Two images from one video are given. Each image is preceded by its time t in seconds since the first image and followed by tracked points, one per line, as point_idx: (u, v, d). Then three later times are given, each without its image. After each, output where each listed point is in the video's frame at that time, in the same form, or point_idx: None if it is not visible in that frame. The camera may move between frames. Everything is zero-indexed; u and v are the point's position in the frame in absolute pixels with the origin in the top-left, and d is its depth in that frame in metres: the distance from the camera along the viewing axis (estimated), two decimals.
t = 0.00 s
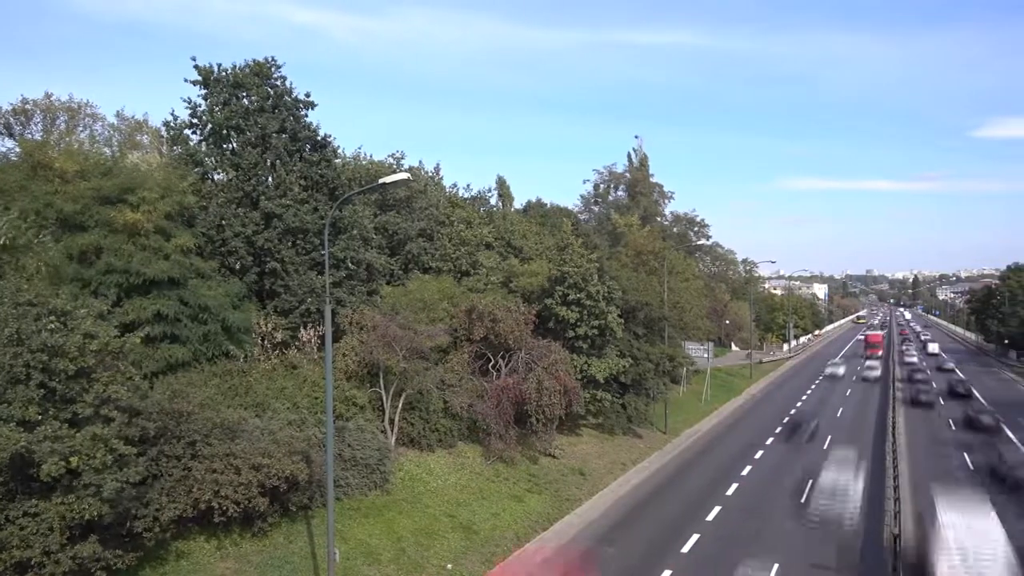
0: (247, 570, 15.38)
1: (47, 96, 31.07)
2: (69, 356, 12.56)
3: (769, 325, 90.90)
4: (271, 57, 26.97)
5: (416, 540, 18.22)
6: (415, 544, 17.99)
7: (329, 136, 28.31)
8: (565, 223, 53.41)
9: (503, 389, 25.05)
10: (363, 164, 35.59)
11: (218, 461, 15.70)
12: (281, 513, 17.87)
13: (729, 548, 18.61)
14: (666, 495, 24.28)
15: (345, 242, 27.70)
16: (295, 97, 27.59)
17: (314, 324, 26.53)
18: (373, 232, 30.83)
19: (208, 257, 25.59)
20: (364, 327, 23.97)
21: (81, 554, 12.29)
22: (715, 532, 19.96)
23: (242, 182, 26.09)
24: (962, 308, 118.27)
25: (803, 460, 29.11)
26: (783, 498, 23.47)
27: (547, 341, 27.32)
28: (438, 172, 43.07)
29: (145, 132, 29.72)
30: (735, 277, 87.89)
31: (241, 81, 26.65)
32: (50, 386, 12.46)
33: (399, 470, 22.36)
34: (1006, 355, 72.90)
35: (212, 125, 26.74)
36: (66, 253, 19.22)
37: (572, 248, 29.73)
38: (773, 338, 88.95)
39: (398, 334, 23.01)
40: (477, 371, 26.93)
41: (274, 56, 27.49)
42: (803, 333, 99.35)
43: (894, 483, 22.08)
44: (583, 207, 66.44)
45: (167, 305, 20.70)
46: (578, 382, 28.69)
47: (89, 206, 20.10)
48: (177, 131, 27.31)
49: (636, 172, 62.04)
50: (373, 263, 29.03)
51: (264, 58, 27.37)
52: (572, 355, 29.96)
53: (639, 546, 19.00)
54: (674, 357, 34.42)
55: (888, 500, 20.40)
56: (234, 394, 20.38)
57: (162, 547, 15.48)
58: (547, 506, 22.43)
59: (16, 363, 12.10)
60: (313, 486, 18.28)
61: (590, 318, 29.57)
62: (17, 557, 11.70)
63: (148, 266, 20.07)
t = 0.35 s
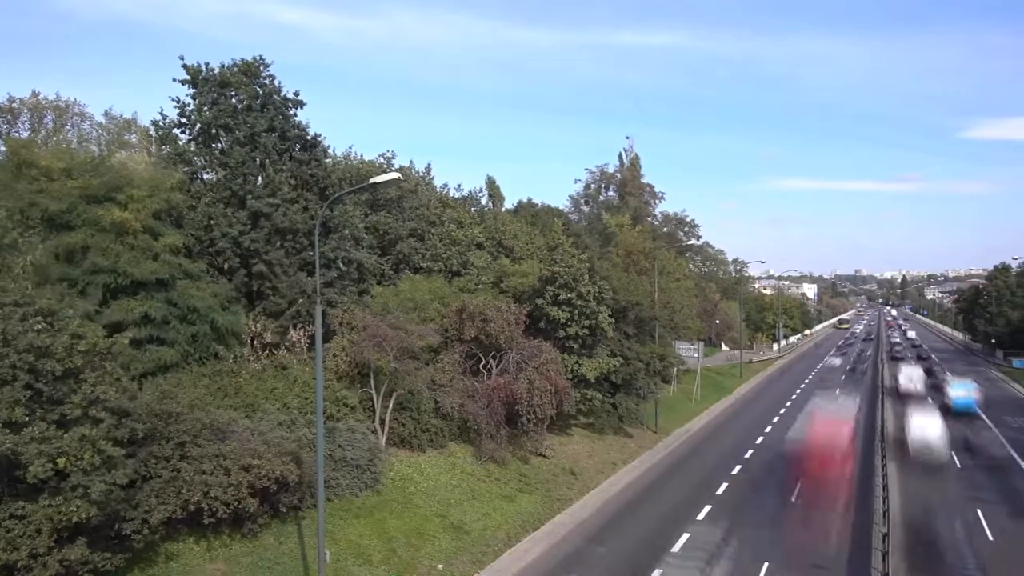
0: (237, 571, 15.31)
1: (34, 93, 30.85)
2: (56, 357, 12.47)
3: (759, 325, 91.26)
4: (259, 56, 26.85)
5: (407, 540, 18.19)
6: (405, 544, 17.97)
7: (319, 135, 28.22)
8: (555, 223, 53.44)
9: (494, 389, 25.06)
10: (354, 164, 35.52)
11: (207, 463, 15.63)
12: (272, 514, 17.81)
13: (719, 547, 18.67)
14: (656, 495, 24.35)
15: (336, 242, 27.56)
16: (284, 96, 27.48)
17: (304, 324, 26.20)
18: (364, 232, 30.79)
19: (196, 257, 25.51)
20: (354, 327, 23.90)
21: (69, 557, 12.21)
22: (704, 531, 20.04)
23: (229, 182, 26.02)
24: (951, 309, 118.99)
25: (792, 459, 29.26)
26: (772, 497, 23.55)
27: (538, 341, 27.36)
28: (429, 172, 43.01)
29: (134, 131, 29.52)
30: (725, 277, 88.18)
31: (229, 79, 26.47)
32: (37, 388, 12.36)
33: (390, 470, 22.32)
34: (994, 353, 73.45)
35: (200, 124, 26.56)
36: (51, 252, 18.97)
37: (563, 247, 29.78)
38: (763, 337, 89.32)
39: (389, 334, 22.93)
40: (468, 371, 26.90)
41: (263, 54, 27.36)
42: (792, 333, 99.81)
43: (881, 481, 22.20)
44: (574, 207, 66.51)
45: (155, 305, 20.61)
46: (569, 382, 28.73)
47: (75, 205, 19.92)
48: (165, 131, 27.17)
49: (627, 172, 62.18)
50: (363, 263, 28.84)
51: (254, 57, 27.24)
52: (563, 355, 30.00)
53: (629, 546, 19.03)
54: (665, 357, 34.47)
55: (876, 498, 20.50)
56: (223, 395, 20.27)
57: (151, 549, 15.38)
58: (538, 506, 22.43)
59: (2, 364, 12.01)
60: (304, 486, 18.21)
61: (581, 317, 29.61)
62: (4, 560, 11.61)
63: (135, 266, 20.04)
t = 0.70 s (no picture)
0: (226, 573, 15.25)
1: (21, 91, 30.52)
2: (44, 357, 12.36)
3: (748, 325, 91.60)
4: (248, 55, 26.70)
5: (397, 540, 18.17)
6: (396, 544, 17.95)
7: (308, 135, 28.16)
8: (546, 223, 53.48)
9: (485, 389, 25.04)
10: (343, 163, 35.41)
11: (196, 464, 15.55)
12: (261, 515, 17.74)
13: (710, 547, 18.70)
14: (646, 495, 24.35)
15: (325, 243, 27.55)
16: (273, 95, 27.34)
17: (295, 324, 26.32)
18: (354, 232, 30.70)
19: (185, 257, 25.39)
20: (345, 327, 23.80)
21: (57, 560, 12.13)
22: (695, 531, 20.04)
23: (219, 182, 25.93)
24: (938, 309, 119.92)
25: (781, 459, 29.33)
26: (762, 496, 23.60)
27: (528, 341, 27.37)
28: (420, 172, 42.93)
29: (122, 129, 29.31)
30: (715, 277, 88.45)
31: (218, 78, 26.33)
32: (24, 389, 12.24)
33: (381, 471, 22.28)
34: (981, 352, 74.04)
35: (189, 124, 26.38)
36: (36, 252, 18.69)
37: (554, 247, 29.80)
38: (752, 337, 89.68)
39: (379, 334, 22.83)
40: (458, 371, 26.87)
41: (251, 53, 27.21)
42: (782, 333, 100.26)
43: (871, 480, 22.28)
44: (565, 208, 66.55)
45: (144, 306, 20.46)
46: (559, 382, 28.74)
47: (62, 205, 19.59)
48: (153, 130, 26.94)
49: (618, 173, 62.29)
50: (354, 263, 28.78)
51: (242, 56, 27.09)
52: (553, 355, 30.02)
53: (621, 546, 19.04)
54: (655, 357, 34.53)
55: (865, 497, 20.57)
56: (212, 395, 20.18)
57: (139, 551, 15.28)
58: (528, 506, 22.44)
59: None
60: (294, 487, 18.15)
61: (571, 317, 29.64)
62: None
63: (120, 266, 19.96)
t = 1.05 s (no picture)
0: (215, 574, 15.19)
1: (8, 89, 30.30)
2: (29, 357, 12.26)
3: (738, 324, 91.99)
4: (237, 53, 26.65)
5: (388, 540, 18.13)
6: (386, 544, 17.92)
7: (298, 134, 28.08)
8: (538, 223, 53.48)
9: (475, 388, 25.01)
10: (334, 163, 35.32)
11: (185, 465, 15.48)
12: (251, 516, 17.69)
13: (700, 546, 18.75)
14: (636, 494, 24.40)
15: (315, 242, 27.44)
16: (262, 94, 27.33)
17: (285, 324, 26.20)
18: (344, 231, 30.66)
19: (174, 256, 25.21)
20: (335, 327, 23.70)
21: (44, 562, 12.05)
22: (686, 530, 20.09)
23: (209, 181, 25.77)
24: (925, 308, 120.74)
25: (770, 458, 29.44)
26: (751, 495, 23.69)
27: (518, 340, 27.39)
28: (411, 171, 42.88)
29: (110, 128, 29.15)
30: (706, 277, 88.75)
31: (207, 77, 26.20)
32: (9, 390, 12.14)
33: (371, 470, 22.24)
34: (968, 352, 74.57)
35: (178, 122, 26.23)
36: (23, 252, 18.57)
37: (544, 247, 29.84)
38: (742, 336, 90.05)
39: (369, 334, 22.71)
40: (449, 371, 26.84)
41: (240, 51, 27.08)
42: (772, 332, 100.72)
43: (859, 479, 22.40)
44: (556, 207, 66.63)
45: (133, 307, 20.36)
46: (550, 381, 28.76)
47: (49, 204, 19.63)
48: (142, 129, 26.70)
49: (609, 173, 62.42)
50: (344, 263, 28.67)
51: (230, 54, 26.99)
52: (544, 354, 30.05)
53: (610, 545, 19.08)
54: (646, 356, 34.61)
55: (854, 496, 20.65)
56: (201, 395, 20.10)
57: (127, 552, 15.21)
58: (519, 505, 22.47)
59: None
60: (284, 488, 18.10)
61: (562, 317, 29.68)
62: None
63: (106, 262, 19.75)
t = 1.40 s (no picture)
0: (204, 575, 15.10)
1: None
2: (16, 358, 12.14)
3: (728, 324, 92.30)
4: (226, 52, 26.51)
5: (379, 541, 18.09)
6: (377, 544, 17.88)
7: (288, 133, 27.83)
8: (528, 222, 53.46)
9: (466, 388, 25.00)
10: (324, 162, 35.09)
11: (173, 466, 15.39)
12: (240, 517, 17.60)
13: (691, 545, 18.78)
14: (626, 494, 24.42)
15: (306, 242, 27.30)
16: (251, 94, 27.14)
17: (275, 324, 26.08)
18: (334, 231, 30.63)
19: (163, 256, 25.06)
20: (325, 327, 23.59)
21: (31, 564, 11.93)
22: (676, 529, 20.15)
23: (198, 180, 25.68)
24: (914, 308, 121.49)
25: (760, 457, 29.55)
26: (741, 494, 23.77)
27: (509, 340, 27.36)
28: (401, 171, 42.79)
29: (97, 127, 28.92)
30: (696, 277, 89.01)
31: (195, 76, 26.09)
32: None
33: (362, 471, 22.20)
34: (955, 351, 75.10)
35: (166, 121, 26.07)
36: (8, 253, 18.37)
37: (535, 247, 29.85)
38: (732, 336, 90.36)
39: (360, 334, 22.64)
40: (439, 371, 26.80)
41: (229, 50, 26.93)
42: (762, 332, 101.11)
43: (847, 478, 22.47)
44: (546, 208, 66.64)
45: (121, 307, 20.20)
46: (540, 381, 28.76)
47: (33, 204, 19.19)
48: (130, 128, 26.49)
49: (599, 173, 62.50)
50: (335, 262, 28.61)
51: (219, 53, 26.85)
52: (535, 354, 30.04)
53: (601, 545, 19.08)
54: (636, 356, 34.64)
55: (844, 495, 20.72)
56: (190, 396, 19.97)
57: (115, 554, 15.11)
58: (510, 505, 22.48)
59: None
60: (274, 488, 18.02)
61: (552, 317, 29.67)
62: None
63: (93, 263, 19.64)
